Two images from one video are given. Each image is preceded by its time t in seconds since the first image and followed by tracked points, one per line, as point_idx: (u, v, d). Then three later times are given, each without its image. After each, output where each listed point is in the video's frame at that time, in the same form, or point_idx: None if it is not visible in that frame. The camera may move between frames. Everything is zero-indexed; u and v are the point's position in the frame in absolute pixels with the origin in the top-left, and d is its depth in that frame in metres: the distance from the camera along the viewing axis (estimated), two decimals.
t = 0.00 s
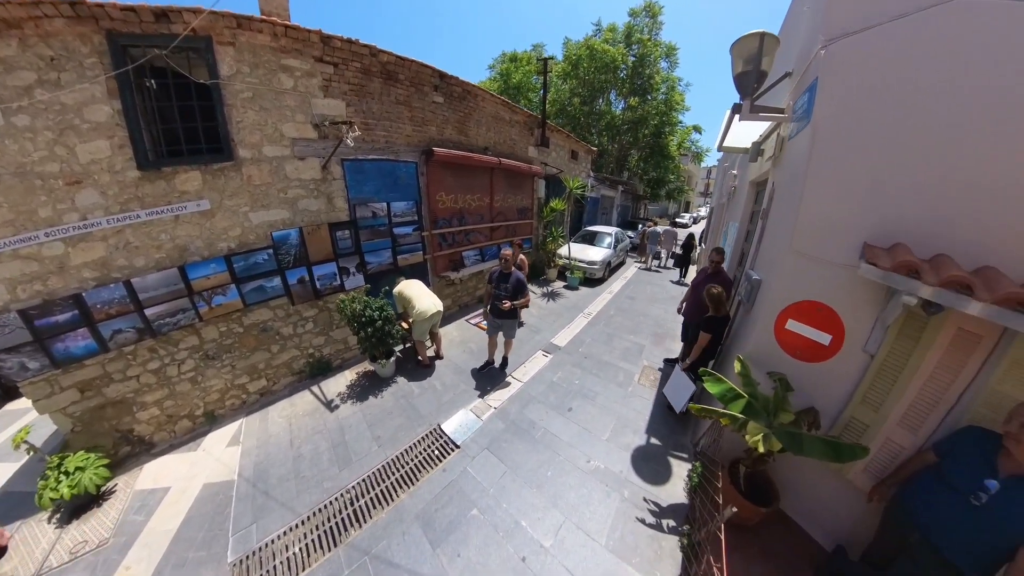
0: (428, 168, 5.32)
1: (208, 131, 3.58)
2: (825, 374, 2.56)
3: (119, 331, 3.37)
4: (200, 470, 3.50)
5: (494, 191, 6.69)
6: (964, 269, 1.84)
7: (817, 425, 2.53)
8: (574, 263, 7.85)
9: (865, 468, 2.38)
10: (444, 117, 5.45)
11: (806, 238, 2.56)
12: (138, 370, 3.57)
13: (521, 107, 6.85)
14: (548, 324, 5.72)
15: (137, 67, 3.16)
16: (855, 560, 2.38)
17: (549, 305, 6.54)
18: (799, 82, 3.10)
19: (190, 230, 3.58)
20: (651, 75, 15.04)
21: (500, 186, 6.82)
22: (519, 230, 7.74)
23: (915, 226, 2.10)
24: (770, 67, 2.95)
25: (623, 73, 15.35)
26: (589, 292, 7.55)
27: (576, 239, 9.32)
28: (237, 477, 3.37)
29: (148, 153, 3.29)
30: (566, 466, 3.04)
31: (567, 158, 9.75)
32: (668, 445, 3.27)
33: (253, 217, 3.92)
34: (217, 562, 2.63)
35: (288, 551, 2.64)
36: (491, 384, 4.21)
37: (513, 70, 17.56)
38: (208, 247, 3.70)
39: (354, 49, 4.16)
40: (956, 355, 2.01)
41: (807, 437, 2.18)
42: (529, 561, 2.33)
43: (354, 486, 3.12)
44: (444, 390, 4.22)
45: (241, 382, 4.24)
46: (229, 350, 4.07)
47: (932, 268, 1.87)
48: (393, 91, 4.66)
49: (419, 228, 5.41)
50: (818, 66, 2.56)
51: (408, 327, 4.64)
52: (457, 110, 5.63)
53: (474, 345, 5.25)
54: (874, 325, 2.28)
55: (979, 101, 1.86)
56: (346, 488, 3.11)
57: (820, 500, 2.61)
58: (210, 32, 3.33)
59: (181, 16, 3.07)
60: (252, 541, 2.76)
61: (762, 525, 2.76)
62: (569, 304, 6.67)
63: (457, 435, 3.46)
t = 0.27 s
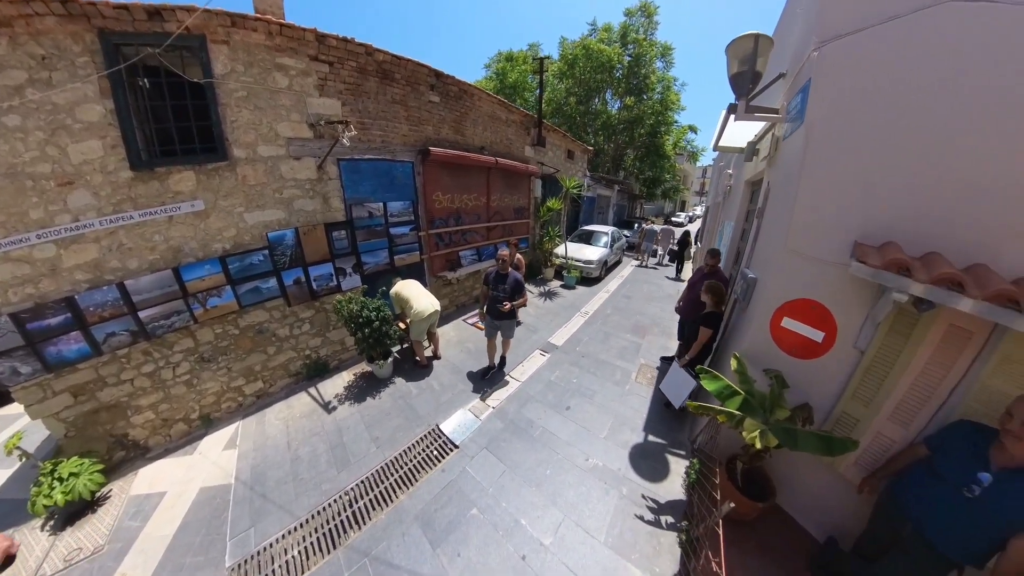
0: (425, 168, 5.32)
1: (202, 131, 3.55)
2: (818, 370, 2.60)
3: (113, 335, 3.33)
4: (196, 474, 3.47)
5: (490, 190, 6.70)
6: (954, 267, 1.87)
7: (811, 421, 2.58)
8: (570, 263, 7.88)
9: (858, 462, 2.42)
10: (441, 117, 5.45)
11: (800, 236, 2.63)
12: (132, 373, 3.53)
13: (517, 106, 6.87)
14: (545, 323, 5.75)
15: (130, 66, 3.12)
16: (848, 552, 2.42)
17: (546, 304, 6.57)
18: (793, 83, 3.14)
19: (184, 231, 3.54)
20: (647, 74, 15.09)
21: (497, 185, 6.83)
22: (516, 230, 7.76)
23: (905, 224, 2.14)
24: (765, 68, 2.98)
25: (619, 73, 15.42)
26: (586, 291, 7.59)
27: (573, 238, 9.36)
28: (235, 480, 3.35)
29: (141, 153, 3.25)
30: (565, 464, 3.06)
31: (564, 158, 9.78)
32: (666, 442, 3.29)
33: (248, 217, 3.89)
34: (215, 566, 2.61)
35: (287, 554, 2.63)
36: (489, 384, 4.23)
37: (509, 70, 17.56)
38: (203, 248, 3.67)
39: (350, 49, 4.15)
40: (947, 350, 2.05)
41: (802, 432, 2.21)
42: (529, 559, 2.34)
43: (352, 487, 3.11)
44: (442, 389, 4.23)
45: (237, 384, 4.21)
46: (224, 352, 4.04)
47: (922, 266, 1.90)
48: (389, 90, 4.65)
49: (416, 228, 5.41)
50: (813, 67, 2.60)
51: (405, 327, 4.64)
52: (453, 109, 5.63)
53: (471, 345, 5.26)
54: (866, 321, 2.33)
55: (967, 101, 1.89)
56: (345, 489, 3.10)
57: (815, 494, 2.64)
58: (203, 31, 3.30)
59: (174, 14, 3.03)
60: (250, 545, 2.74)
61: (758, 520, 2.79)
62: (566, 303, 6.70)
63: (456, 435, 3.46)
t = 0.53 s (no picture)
0: (423, 169, 5.33)
1: (198, 132, 3.51)
2: (813, 366, 2.69)
3: (109, 340, 3.28)
4: (196, 480, 3.44)
5: (488, 191, 6.73)
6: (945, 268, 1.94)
7: (806, 416, 2.67)
8: (568, 263, 7.94)
9: (852, 455, 2.51)
10: (438, 118, 5.46)
11: (796, 237, 2.70)
12: (129, 378, 3.48)
13: (515, 107, 6.90)
14: (544, 323, 5.80)
15: (124, 65, 3.07)
16: (841, 542, 2.52)
17: (544, 304, 6.62)
18: (787, 88, 3.23)
19: (181, 234, 3.51)
20: (643, 75, 15.12)
21: (495, 186, 6.86)
22: (514, 230, 7.80)
23: (896, 226, 2.23)
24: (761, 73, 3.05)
25: (614, 73, 15.50)
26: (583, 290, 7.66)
27: (570, 238, 9.43)
28: (235, 486, 3.33)
29: (136, 154, 3.21)
30: (567, 462, 3.11)
31: (560, 158, 9.83)
32: (665, 440, 3.36)
33: (245, 219, 3.86)
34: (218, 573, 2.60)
35: (291, 559, 2.63)
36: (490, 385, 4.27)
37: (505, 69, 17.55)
38: (200, 250, 3.64)
39: (348, 49, 4.14)
40: (935, 346, 2.15)
41: (798, 427, 2.28)
42: (534, 557, 2.38)
43: (355, 490, 3.11)
44: (443, 390, 4.26)
45: (236, 388, 4.19)
46: (222, 355, 4.01)
47: (912, 267, 1.99)
48: (387, 91, 4.65)
49: (414, 229, 5.43)
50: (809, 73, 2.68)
51: (405, 328, 4.65)
52: (451, 110, 5.65)
53: (470, 345, 5.29)
54: (857, 320, 2.42)
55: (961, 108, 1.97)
56: (348, 492, 3.11)
57: (810, 487, 2.74)
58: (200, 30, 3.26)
59: (169, 13, 3.00)
60: (253, 551, 2.73)
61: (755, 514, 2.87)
62: (564, 303, 6.76)
63: (458, 436, 3.49)
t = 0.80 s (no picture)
0: (422, 171, 5.39)
1: (199, 133, 3.53)
2: (801, 360, 2.84)
3: (109, 343, 3.28)
4: (198, 483, 3.46)
5: (485, 192, 6.81)
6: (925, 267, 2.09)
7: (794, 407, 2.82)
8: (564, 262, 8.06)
9: (837, 442, 2.66)
10: (437, 119, 5.52)
11: (783, 237, 2.86)
12: (129, 382, 3.49)
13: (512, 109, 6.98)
14: (542, 322, 5.90)
15: (124, 66, 3.07)
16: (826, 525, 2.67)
17: (542, 303, 6.72)
18: (776, 95, 3.39)
19: (182, 236, 3.53)
20: (638, 76, 15.28)
21: (492, 187, 6.94)
22: (511, 231, 7.89)
23: (876, 227, 2.41)
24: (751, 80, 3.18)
25: (609, 74, 15.65)
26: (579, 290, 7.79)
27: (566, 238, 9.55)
28: (239, 487, 3.35)
29: (136, 155, 3.21)
30: (567, 455, 3.21)
31: (557, 159, 9.93)
32: (661, 433, 3.48)
33: (246, 221, 3.89)
34: (226, 573, 2.63)
35: (298, 557, 2.68)
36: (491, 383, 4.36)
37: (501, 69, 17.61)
38: (201, 252, 3.65)
39: (348, 52, 4.19)
40: (915, 340, 2.32)
41: (785, 417, 2.42)
42: (537, 545, 2.48)
43: (360, 488, 3.17)
44: (444, 388, 4.33)
45: (237, 390, 4.22)
46: (223, 357, 4.04)
47: (890, 265, 2.16)
48: (386, 92, 4.70)
49: (414, 229, 5.50)
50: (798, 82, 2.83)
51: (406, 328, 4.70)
52: (450, 111, 5.71)
53: (470, 344, 5.37)
54: (841, 316, 2.58)
55: (941, 117, 2.13)
56: (353, 489, 3.18)
57: (799, 474, 2.88)
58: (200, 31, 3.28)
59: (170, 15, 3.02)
60: (260, 551, 2.77)
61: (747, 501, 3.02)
62: (561, 302, 6.87)
63: (461, 433, 3.57)
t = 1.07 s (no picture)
0: (420, 173, 5.48)
1: (200, 137, 3.57)
2: (785, 353, 3.03)
3: (111, 346, 3.32)
4: (202, 484, 3.51)
5: (482, 194, 6.92)
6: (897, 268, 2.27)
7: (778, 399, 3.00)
8: (560, 262, 8.19)
9: (819, 431, 2.84)
10: (434, 123, 5.62)
11: (767, 238, 3.05)
12: (131, 385, 3.52)
13: (507, 111, 7.09)
14: (539, 321, 6.02)
15: (125, 71, 3.10)
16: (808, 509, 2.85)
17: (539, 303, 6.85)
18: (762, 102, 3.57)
19: (184, 239, 3.58)
20: (632, 77, 15.47)
21: (489, 188, 7.04)
22: (507, 231, 8.00)
23: (855, 229, 2.63)
24: (739, 88, 3.31)
25: (604, 76, 15.83)
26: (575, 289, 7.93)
27: (561, 238, 9.69)
28: (244, 487, 3.41)
29: (137, 159, 3.25)
30: (565, 448, 3.33)
31: (552, 160, 10.06)
32: (655, 426, 3.63)
33: (248, 224, 3.95)
34: (233, 570, 2.69)
35: (305, 551, 2.76)
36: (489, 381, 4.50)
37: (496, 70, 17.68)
38: (202, 255, 3.70)
39: (347, 57, 4.28)
40: (891, 334, 2.49)
41: (768, 407, 2.58)
42: (537, 532, 2.60)
43: (364, 483, 3.27)
44: (444, 386, 4.44)
45: (239, 391, 4.29)
46: (225, 359, 4.10)
47: (865, 265, 2.36)
48: (384, 96, 4.79)
49: (412, 231, 5.60)
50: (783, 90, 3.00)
51: (406, 328, 4.79)
52: (446, 115, 5.81)
53: (468, 343, 5.48)
54: (822, 312, 2.77)
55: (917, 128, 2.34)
56: (357, 484, 3.27)
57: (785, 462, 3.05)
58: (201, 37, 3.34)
59: (172, 21, 3.08)
60: (267, 547, 2.85)
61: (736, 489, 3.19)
62: (557, 301, 7.00)
63: (461, 429, 3.68)
